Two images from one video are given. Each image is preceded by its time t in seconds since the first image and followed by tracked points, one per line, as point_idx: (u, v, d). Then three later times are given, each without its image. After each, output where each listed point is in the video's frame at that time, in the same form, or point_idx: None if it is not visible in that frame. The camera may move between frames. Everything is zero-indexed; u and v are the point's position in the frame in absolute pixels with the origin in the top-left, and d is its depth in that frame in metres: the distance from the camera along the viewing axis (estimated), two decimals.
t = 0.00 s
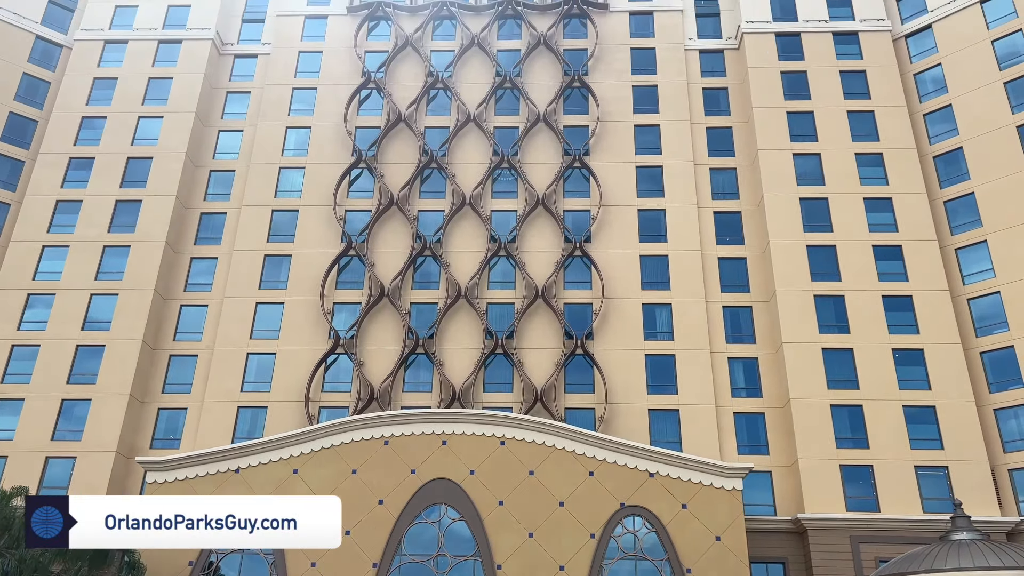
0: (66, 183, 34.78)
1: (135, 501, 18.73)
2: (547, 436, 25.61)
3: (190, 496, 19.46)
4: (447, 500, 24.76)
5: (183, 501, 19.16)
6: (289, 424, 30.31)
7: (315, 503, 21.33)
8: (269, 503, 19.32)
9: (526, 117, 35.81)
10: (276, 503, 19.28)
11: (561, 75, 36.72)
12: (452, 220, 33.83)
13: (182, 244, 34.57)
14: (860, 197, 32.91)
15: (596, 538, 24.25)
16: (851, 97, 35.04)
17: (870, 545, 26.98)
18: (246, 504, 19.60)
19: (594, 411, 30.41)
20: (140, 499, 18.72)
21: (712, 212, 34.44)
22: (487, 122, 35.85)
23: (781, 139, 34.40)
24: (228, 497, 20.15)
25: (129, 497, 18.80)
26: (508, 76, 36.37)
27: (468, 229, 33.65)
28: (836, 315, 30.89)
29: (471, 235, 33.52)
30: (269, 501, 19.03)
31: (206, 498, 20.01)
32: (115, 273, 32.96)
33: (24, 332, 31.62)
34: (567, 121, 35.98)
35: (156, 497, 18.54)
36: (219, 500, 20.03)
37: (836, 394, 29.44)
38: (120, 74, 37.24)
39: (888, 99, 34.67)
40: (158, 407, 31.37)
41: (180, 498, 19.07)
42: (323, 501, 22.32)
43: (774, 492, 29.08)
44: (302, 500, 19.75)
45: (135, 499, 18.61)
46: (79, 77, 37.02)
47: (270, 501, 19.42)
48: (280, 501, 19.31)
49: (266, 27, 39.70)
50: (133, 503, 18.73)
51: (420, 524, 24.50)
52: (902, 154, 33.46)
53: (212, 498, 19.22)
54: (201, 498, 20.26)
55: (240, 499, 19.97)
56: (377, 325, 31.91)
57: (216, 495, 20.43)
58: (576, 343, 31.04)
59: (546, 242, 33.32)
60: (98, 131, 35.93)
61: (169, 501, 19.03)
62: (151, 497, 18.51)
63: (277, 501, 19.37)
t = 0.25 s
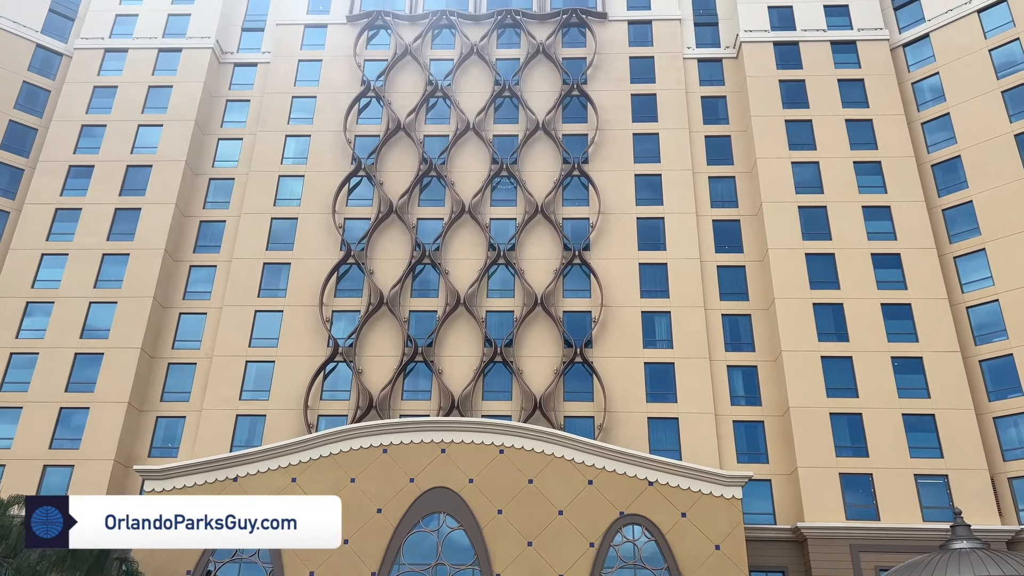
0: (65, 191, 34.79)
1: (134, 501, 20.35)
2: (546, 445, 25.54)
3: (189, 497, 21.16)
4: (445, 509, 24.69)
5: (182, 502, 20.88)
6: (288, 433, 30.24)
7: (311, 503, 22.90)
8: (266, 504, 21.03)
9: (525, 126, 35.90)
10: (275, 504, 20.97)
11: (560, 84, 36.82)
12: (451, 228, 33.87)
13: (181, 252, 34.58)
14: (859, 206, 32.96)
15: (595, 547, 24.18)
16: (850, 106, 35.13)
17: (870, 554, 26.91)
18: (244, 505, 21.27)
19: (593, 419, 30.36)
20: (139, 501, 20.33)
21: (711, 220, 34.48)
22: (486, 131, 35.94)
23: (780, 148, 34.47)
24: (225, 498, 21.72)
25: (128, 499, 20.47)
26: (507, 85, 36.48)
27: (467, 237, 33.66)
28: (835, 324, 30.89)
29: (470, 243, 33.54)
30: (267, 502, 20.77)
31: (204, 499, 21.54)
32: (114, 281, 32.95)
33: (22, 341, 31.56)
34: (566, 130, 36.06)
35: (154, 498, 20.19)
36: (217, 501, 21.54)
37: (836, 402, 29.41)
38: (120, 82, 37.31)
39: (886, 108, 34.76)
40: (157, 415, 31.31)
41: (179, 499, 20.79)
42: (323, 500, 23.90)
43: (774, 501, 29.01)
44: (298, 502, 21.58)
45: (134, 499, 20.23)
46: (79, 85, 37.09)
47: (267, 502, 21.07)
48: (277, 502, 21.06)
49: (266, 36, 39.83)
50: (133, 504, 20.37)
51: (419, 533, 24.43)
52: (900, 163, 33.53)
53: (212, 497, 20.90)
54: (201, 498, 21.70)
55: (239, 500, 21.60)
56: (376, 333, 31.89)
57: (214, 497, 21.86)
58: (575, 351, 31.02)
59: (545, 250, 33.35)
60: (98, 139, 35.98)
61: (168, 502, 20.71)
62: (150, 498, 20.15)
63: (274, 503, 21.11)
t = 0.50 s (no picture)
0: (65, 199, 34.81)
1: (134, 501, 20.19)
2: (546, 453, 25.50)
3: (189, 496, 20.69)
4: (444, 517, 24.63)
5: (182, 502, 20.45)
6: (286, 441, 30.19)
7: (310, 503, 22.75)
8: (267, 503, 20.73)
9: (524, 134, 35.97)
10: (276, 504, 20.77)
11: (559, 93, 36.91)
12: (450, 236, 33.89)
13: (180, 260, 34.58)
14: (857, 214, 33.01)
15: (595, 555, 24.11)
16: (848, 114, 35.23)
17: (870, 562, 26.85)
18: (245, 504, 20.64)
19: (592, 427, 30.30)
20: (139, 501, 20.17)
21: (710, 228, 34.52)
22: (486, 139, 36.02)
23: (779, 156, 34.54)
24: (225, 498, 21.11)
25: (128, 498, 20.25)
26: (506, 93, 36.58)
27: (466, 245, 33.68)
28: (834, 331, 30.89)
29: (469, 251, 33.55)
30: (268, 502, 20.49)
31: (204, 498, 21.00)
32: (113, 288, 32.94)
33: (20, 349, 31.51)
34: (565, 138, 36.13)
35: (154, 500, 19.96)
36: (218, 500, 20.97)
37: (835, 410, 29.39)
38: (119, 91, 37.38)
39: (884, 116, 34.85)
40: (155, 423, 31.25)
41: (178, 499, 20.39)
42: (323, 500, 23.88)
43: (773, 509, 28.95)
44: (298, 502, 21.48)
45: (134, 499, 20.00)
46: (79, 93, 37.15)
47: (270, 501, 20.83)
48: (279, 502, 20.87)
49: (266, 44, 39.93)
50: (133, 504, 20.21)
51: (418, 541, 24.36)
52: (898, 171, 33.59)
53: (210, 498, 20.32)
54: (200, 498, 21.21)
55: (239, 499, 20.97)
56: (375, 341, 31.86)
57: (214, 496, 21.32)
58: (574, 359, 31.00)
59: (544, 258, 33.36)
60: (97, 147, 36.02)
61: (168, 502, 20.45)
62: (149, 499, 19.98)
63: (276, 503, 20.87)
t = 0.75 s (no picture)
0: (64, 207, 34.82)
1: (134, 502, 20.39)
2: (545, 461, 25.46)
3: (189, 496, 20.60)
4: (443, 525, 24.57)
5: (182, 502, 20.41)
6: (285, 449, 30.12)
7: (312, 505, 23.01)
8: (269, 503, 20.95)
9: (523, 142, 36.05)
10: (276, 504, 21.01)
11: (558, 101, 37.01)
12: (450, 243, 33.92)
13: (179, 268, 34.58)
14: (856, 221, 33.06)
15: (594, 564, 24.05)
16: (846, 122, 35.32)
17: (870, 571, 26.80)
18: (245, 504, 20.98)
19: (592, 435, 30.25)
20: (139, 501, 20.31)
21: (709, 236, 34.56)
22: (485, 147, 36.09)
23: (777, 164, 34.61)
24: (225, 498, 21.39)
25: (129, 499, 20.47)
26: (505, 101, 36.68)
27: (466, 252, 33.71)
28: (833, 339, 30.90)
29: (468, 259, 33.57)
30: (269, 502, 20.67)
31: (204, 498, 21.03)
32: (111, 296, 32.91)
33: (19, 356, 31.47)
34: (564, 146, 36.20)
35: (153, 499, 19.96)
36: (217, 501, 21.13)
37: (834, 418, 29.37)
38: (119, 99, 37.45)
39: (882, 124, 34.95)
40: (153, 430, 31.19)
41: (178, 499, 20.34)
42: (322, 501, 24.02)
43: (773, 517, 28.88)
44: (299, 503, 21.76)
45: (134, 499, 20.25)
46: (79, 101, 37.22)
47: (270, 501, 21.14)
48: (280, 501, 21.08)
49: (266, 52, 40.03)
50: (133, 504, 20.40)
51: (416, 550, 24.29)
52: (897, 179, 33.66)
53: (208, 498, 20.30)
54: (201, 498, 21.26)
55: (240, 500, 21.27)
56: (374, 349, 31.84)
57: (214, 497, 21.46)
58: (573, 367, 31.00)
59: (543, 265, 33.38)
60: (97, 155, 36.06)
61: (168, 502, 20.39)
62: (150, 499, 19.98)
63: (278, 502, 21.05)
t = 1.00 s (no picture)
0: (63, 214, 34.82)
1: (133, 502, 21.25)
2: (543, 468, 25.40)
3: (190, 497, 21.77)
4: (442, 533, 24.50)
5: (181, 502, 21.52)
6: (283, 457, 30.04)
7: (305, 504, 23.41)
8: (266, 504, 22.13)
9: (522, 150, 36.11)
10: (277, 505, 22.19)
11: (557, 108, 37.09)
12: (448, 250, 33.93)
13: (178, 275, 34.57)
14: (854, 229, 33.12)
15: (593, 572, 23.99)
16: (844, 130, 35.40)
17: None
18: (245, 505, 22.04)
19: (591, 443, 30.20)
20: (139, 502, 21.25)
21: (707, 243, 34.59)
22: (484, 154, 36.14)
23: (776, 171, 34.67)
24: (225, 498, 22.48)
25: (128, 499, 21.33)
26: (504, 109, 36.75)
27: (464, 259, 33.72)
28: (832, 346, 30.89)
29: (467, 266, 33.57)
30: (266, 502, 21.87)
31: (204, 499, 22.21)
32: (110, 303, 32.89)
33: (17, 364, 31.41)
34: (563, 153, 36.26)
35: (154, 499, 21.06)
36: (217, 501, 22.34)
37: (833, 425, 29.35)
38: (119, 107, 37.49)
39: (880, 132, 35.03)
40: (152, 438, 31.13)
41: (178, 500, 21.45)
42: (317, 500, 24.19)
43: (773, 525, 28.81)
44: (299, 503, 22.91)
45: (134, 499, 21.15)
46: (78, 109, 37.26)
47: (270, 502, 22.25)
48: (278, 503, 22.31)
49: (265, 60, 40.10)
50: (132, 504, 21.27)
51: (415, 558, 24.22)
52: (895, 186, 33.72)
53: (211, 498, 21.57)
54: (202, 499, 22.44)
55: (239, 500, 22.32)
56: (373, 356, 31.82)
57: (214, 498, 22.64)
58: (572, 374, 30.97)
59: (542, 272, 33.39)
60: (96, 162, 36.08)
61: (167, 502, 21.47)
62: (150, 499, 21.09)
63: (273, 503, 22.27)
